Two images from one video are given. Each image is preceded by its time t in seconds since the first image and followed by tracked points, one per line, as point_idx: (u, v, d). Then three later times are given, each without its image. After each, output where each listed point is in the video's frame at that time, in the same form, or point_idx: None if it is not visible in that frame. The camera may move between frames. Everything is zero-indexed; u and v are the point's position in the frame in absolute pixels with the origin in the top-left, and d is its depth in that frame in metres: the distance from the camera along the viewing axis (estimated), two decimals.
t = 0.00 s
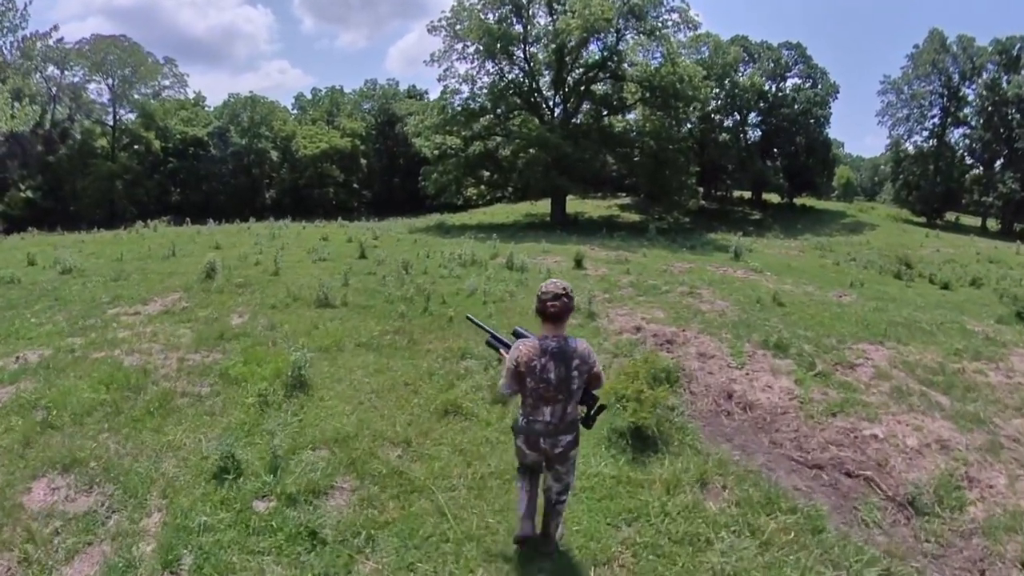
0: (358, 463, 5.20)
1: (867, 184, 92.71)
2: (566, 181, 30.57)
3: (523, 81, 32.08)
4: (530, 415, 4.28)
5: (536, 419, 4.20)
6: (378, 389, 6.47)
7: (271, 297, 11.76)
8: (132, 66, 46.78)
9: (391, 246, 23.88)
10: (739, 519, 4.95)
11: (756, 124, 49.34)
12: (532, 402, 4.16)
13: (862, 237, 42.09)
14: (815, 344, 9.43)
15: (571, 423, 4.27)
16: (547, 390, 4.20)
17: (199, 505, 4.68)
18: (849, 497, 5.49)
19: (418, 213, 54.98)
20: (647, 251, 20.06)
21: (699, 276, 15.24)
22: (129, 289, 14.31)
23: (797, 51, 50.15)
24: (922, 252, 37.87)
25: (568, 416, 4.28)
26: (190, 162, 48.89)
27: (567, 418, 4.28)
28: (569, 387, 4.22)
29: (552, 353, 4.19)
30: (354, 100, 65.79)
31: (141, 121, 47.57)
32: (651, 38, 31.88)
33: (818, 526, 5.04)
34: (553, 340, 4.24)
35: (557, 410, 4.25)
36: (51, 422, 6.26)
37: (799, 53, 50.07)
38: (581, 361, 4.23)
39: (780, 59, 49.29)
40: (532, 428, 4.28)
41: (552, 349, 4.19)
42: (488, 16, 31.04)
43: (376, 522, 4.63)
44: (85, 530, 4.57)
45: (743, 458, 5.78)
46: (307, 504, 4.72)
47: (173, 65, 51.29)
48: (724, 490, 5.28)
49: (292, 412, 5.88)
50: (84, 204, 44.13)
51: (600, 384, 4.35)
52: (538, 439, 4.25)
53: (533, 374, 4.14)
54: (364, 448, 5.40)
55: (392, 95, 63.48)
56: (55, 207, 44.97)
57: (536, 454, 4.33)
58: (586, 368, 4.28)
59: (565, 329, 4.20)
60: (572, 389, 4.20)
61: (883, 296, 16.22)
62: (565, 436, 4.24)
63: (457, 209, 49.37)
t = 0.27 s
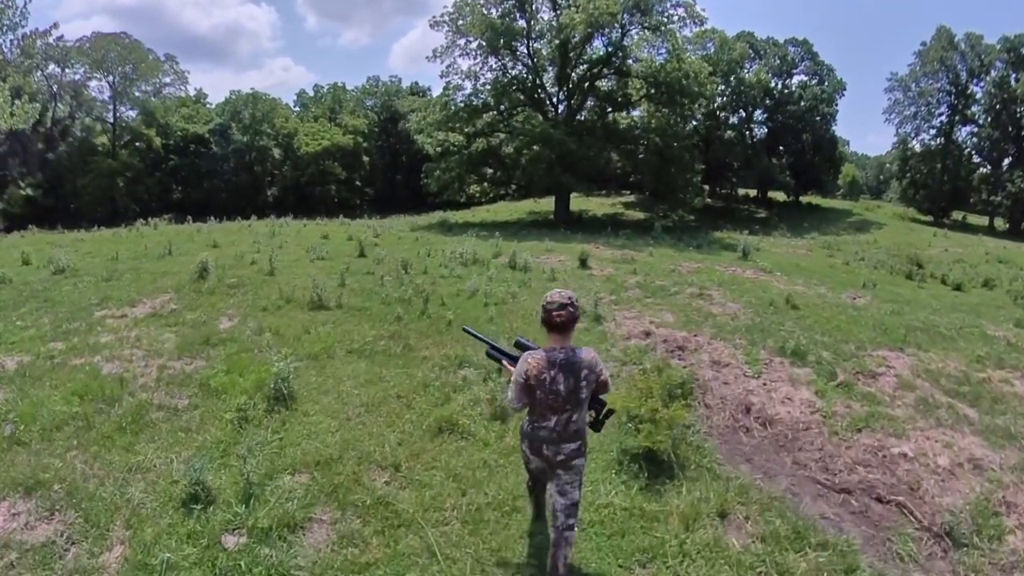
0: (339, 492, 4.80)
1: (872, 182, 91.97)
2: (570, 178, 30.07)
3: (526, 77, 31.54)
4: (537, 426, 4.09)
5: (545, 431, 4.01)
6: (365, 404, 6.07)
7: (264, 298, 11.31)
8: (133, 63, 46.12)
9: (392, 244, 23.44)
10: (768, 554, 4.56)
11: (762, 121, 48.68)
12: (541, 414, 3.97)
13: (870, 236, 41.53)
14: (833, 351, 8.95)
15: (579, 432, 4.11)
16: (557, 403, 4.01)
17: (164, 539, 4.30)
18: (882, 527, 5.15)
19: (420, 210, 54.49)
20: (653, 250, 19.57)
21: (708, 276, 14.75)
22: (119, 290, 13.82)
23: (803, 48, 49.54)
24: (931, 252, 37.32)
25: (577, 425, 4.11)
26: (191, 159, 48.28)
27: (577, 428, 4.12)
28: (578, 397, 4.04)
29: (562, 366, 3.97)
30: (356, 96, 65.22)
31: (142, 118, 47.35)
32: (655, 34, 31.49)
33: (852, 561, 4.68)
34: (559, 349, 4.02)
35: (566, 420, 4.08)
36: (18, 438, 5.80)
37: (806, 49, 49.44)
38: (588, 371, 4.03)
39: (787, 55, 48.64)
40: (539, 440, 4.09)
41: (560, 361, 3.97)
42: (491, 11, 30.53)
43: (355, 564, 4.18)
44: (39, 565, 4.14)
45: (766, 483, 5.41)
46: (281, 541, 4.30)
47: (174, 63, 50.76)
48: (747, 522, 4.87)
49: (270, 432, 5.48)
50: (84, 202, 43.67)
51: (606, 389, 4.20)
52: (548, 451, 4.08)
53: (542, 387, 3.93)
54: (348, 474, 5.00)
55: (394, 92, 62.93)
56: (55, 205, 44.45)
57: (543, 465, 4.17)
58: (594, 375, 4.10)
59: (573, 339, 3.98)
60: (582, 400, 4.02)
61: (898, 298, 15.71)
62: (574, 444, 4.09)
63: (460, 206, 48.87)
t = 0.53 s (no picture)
0: (325, 520, 4.42)
1: (877, 181, 91.39)
2: (574, 176, 29.62)
3: (530, 73, 31.01)
4: (544, 418, 3.99)
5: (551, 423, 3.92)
6: (358, 417, 5.71)
7: (257, 300, 10.89)
8: (134, 61, 45.78)
9: (393, 242, 23.06)
10: None
11: (767, 119, 48.02)
12: (547, 407, 3.88)
13: (877, 235, 41.04)
14: (853, 356, 8.50)
15: (588, 427, 3.99)
16: (564, 393, 3.91)
17: (133, 572, 3.99)
18: (914, 553, 4.81)
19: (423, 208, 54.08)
20: (659, 249, 19.14)
21: (715, 275, 14.31)
22: (111, 290, 13.41)
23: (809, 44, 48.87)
24: (939, 251, 36.82)
25: (585, 419, 3.98)
26: (192, 158, 47.98)
27: (586, 422, 3.97)
28: (586, 390, 3.93)
29: (567, 357, 3.90)
30: (359, 94, 64.74)
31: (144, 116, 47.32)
32: (660, 30, 31.02)
33: None
34: (569, 342, 3.97)
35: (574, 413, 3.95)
36: None
37: (812, 45, 48.81)
38: (596, 363, 3.93)
39: (793, 52, 48.00)
40: (547, 433, 3.98)
41: (567, 352, 3.91)
42: (494, 6, 30.00)
43: None
44: None
45: (792, 505, 5.06)
46: None
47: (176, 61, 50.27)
48: (775, 552, 4.50)
49: (253, 453, 5.09)
50: (86, 201, 43.30)
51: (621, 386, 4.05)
52: (552, 444, 3.97)
53: (547, 377, 3.87)
54: (337, 497, 4.64)
55: (396, 90, 62.48)
56: (56, 203, 44.21)
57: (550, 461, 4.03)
58: (604, 370, 3.98)
59: (580, 329, 3.93)
60: (590, 391, 3.90)
61: (912, 300, 15.26)
62: (582, 439, 3.98)
63: (463, 205, 48.44)
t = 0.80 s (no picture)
0: (303, 560, 4.07)
1: (884, 178, 90.62)
2: (578, 172, 29.16)
3: (534, 69, 30.50)
4: (563, 427, 3.97)
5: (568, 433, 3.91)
6: (345, 436, 5.35)
7: (250, 302, 10.48)
8: (135, 58, 45.33)
9: (394, 240, 22.65)
10: None
11: (773, 116, 47.44)
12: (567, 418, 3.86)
13: (884, 233, 40.48)
14: (875, 364, 8.03)
15: (607, 435, 3.99)
16: (584, 404, 3.88)
17: None
18: None
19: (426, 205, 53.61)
20: (666, 248, 18.67)
21: (725, 275, 13.83)
22: (103, 291, 13.05)
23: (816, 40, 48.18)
24: (948, 250, 36.24)
25: (604, 427, 3.98)
26: (193, 155, 47.43)
27: (604, 432, 3.97)
28: (605, 401, 3.90)
29: (589, 368, 3.85)
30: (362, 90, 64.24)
31: (145, 113, 46.87)
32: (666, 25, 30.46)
33: None
34: (590, 350, 3.92)
35: (594, 423, 3.94)
36: None
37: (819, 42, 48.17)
38: (619, 374, 3.90)
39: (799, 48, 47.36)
40: (565, 441, 3.98)
41: (589, 362, 3.85)
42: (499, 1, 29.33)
43: None
44: None
45: (823, 537, 4.66)
46: None
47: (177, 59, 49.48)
48: None
49: (228, 478, 4.84)
50: (86, 198, 42.97)
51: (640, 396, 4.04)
52: (571, 452, 3.96)
53: (566, 388, 3.84)
54: (319, 534, 4.28)
55: (400, 86, 61.94)
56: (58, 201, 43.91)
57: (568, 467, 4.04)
58: (625, 380, 3.95)
59: (603, 340, 3.86)
60: (610, 403, 3.88)
61: (929, 302, 14.74)
62: (600, 448, 3.98)
63: (466, 202, 47.96)
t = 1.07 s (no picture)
0: None
1: (889, 177, 89.94)
2: (583, 170, 28.74)
3: (538, 66, 29.97)
4: (586, 426, 3.90)
5: (592, 431, 3.84)
6: (330, 459, 5.05)
7: (242, 305, 10.07)
8: (137, 56, 44.48)
9: (396, 239, 22.28)
10: None
11: (778, 113, 46.84)
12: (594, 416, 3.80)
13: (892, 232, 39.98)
14: (895, 372, 7.61)
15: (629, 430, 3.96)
16: (610, 400, 3.83)
17: None
18: None
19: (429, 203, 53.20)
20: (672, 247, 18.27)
21: (734, 276, 13.40)
22: (93, 292, 12.64)
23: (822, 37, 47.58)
24: (957, 250, 35.75)
25: (626, 422, 3.95)
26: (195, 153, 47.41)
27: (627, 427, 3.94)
28: (630, 396, 3.86)
29: (613, 364, 3.80)
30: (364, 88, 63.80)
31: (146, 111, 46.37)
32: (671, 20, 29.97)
33: None
34: (612, 346, 3.86)
35: (617, 419, 3.90)
36: None
37: (826, 38, 47.58)
38: (641, 368, 3.88)
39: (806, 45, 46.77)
40: (589, 440, 3.91)
41: (614, 358, 3.80)
42: None
43: None
44: None
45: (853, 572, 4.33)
46: None
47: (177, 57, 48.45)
48: None
49: (200, 504, 4.59)
50: (88, 197, 42.58)
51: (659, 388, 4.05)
52: (597, 450, 3.90)
53: (593, 386, 3.76)
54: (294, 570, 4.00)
55: (402, 83, 61.49)
56: (60, 199, 43.52)
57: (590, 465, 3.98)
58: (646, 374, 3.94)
59: (625, 336, 3.81)
60: (635, 398, 3.85)
61: (945, 304, 14.28)
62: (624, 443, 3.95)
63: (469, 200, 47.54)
